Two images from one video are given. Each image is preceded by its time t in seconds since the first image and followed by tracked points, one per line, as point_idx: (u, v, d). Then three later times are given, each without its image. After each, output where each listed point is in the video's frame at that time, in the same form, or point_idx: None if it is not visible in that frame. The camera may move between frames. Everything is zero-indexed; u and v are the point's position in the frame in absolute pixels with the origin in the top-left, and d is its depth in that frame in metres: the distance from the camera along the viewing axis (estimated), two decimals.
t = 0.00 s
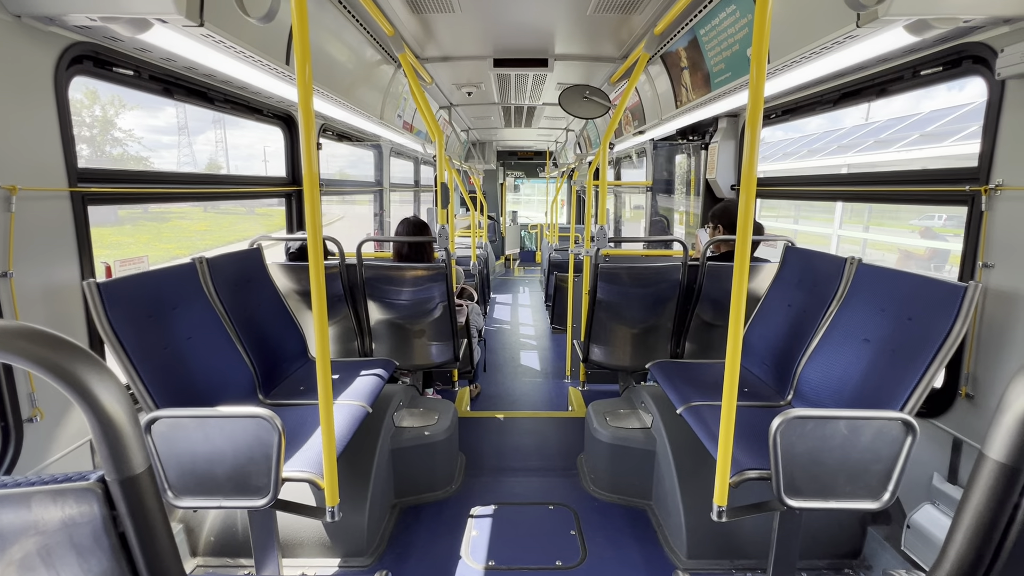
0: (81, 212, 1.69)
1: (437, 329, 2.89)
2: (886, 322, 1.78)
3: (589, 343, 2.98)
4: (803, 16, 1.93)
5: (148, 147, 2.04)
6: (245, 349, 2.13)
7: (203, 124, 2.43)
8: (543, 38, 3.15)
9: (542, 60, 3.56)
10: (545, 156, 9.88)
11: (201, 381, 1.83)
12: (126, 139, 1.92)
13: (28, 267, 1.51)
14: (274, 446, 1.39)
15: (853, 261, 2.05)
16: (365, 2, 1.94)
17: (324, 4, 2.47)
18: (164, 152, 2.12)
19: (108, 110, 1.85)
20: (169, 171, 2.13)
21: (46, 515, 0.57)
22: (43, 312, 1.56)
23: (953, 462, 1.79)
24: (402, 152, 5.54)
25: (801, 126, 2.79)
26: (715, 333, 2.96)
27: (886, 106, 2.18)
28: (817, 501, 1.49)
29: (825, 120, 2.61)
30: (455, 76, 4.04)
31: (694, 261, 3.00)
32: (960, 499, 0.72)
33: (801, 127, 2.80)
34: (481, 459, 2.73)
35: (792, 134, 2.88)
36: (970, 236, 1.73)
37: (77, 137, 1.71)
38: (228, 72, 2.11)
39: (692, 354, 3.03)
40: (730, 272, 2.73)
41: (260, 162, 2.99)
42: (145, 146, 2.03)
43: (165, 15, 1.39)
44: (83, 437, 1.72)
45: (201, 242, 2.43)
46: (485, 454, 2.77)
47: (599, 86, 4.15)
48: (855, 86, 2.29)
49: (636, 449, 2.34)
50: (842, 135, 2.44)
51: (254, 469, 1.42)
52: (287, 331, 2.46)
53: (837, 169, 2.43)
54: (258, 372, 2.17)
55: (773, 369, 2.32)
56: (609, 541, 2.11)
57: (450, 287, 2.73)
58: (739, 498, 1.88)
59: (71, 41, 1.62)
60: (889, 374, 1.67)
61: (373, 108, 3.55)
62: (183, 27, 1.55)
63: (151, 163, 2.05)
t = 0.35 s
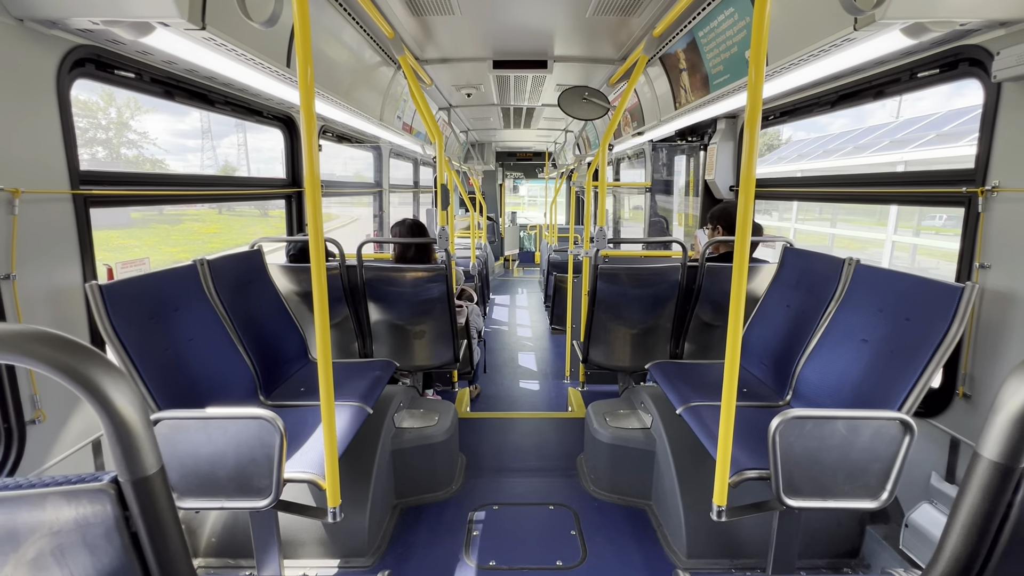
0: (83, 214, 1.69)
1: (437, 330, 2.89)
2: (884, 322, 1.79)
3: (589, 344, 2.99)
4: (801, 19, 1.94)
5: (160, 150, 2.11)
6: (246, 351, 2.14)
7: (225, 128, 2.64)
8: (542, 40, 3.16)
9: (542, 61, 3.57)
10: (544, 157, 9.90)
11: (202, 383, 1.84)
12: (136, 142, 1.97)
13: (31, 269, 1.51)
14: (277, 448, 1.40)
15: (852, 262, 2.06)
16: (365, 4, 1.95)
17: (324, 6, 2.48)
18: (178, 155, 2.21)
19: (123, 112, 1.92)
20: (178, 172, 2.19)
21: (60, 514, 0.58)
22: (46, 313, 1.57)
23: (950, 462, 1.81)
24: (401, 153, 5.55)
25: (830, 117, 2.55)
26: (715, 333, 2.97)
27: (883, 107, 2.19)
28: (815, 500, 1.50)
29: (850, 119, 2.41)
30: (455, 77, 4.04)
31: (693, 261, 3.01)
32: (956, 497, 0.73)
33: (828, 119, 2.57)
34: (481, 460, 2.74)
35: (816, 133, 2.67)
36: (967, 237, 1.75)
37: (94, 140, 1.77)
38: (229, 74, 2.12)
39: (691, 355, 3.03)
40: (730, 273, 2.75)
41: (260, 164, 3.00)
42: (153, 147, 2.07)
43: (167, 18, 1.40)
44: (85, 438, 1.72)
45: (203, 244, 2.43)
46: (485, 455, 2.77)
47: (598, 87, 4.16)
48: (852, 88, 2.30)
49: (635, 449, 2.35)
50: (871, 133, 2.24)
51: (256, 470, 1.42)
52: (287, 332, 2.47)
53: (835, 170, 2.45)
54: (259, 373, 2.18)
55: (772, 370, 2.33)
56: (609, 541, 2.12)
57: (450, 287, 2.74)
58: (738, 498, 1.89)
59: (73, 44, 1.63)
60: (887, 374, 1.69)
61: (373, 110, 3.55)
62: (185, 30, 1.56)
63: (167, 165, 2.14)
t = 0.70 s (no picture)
0: (77, 212, 1.68)
1: (434, 329, 2.89)
2: (880, 321, 1.80)
3: (586, 343, 2.99)
4: (797, 18, 1.95)
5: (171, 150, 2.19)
6: (242, 350, 2.13)
7: (224, 127, 2.65)
8: (539, 39, 3.16)
9: (539, 60, 3.57)
10: (541, 157, 9.91)
11: (197, 381, 1.83)
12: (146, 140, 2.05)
13: (24, 267, 1.50)
14: (273, 447, 1.39)
15: (848, 261, 2.06)
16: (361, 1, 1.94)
17: (320, 4, 2.47)
18: (187, 155, 2.30)
19: (135, 110, 2.00)
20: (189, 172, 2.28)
21: (49, 511, 0.57)
22: (40, 311, 1.55)
23: (946, 460, 1.81)
24: (398, 152, 5.54)
25: (856, 111, 2.33)
26: (712, 332, 2.96)
27: (879, 106, 2.20)
28: (812, 498, 1.50)
29: (876, 116, 2.22)
30: (452, 76, 4.04)
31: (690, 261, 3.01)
32: (954, 490, 0.73)
33: (855, 111, 2.34)
34: (478, 459, 2.74)
35: (839, 131, 2.46)
36: (962, 235, 1.76)
37: (106, 138, 1.84)
38: (225, 72, 2.11)
39: (688, 354, 3.04)
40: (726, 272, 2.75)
41: (256, 162, 2.98)
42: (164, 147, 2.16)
43: (162, 14, 1.39)
44: (80, 437, 1.71)
45: (198, 243, 2.42)
46: (482, 454, 2.77)
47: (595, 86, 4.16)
48: (849, 87, 2.31)
49: (632, 448, 2.35)
50: (890, 132, 2.12)
51: (251, 469, 1.42)
52: (283, 330, 2.46)
53: (832, 169, 2.45)
54: (255, 372, 2.16)
55: (769, 368, 2.33)
56: (606, 540, 2.11)
57: (447, 286, 2.73)
58: (735, 496, 1.89)
59: (68, 40, 1.62)
60: (883, 372, 1.69)
61: (370, 109, 3.55)
62: (180, 26, 1.55)
63: (178, 164, 2.23)
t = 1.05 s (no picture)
0: (70, 214, 1.67)
1: (431, 331, 2.88)
2: (876, 322, 1.80)
3: (583, 345, 2.98)
4: (791, 21, 1.95)
5: (180, 151, 2.28)
6: (236, 352, 2.11)
7: (219, 128, 2.64)
8: (535, 41, 3.16)
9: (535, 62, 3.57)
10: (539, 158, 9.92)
11: (191, 384, 1.82)
12: (156, 139, 2.14)
13: (16, 270, 1.49)
14: (267, 450, 1.38)
15: (844, 262, 2.06)
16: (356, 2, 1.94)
17: (316, 6, 2.47)
18: (203, 154, 2.45)
19: (144, 109, 2.07)
20: (196, 172, 2.36)
21: (32, 517, 0.56)
22: (31, 313, 1.54)
23: (942, 461, 1.81)
24: (395, 154, 5.53)
25: (876, 109, 2.18)
26: (708, 334, 2.96)
27: (874, 108, 2.21)
28: (808, 499, 1.49)
29: (899, 116, 2.07)
30: (449, 78, 4.04)
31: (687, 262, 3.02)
32: (947, 492, 0.73)
33: (877, 109, 2.18)
34: (475, 461, 2.73)
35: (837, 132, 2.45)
36: (957, 236, 1.76)
37: (114, 137, 1.90)
38: (220, 73, 2.11)
39: (685, 355, 3.04)
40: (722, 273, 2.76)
41: (252, 164, 2.97)
42: (172, 146, 2.25)
43: (155, 15, 1.38)
44: (72, 441, 1.69)
45: (193, 245, 2.41)
46: (479, 457, 2.76)
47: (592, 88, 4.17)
48: (843, 88, 2.32)
49: (629, 450, 2.35)
50: (886, 134, 2.12)
51: (245, 472, 1.41)
52: (279, 332, 2.45)
53: (828, 171, 2.46)
54: (250, 374, 2.15)
55: (766, 369, 2.33)
56: (603, 542, 2.11)
57: (443, 288, 2.72)
58: (732, 498, 1.89)
59: (61, 42, 1.61)
60: (879, 373, 1.69)
61: (366, 110, 3.55)
62: (174, 27, 1.54)
63: (185, 164, 2.31)
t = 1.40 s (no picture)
0: (71, 214, 1.67)
1: (432, 330, 2.88)
2: (878, 321, 1.80)
3: (584, 344, 2.98)
4: (793, 19, 1.95)
5: (190, 151, 2.37)
6: (238, 352, 2.11)
7: (220, 128, 2.64)
8: (536, 40, 3.16)
9: (536, 61, 3.57)
10: (540, 158, 9.93)
11: (193, 384, 1.82)
12: (165, 138, 2.20)
13: (17, 270, 1.49)
14: (269, 449, 1.38)
15: (846, 261, 2.05)
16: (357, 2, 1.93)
17: (317, 6, 2.47)
18: (221, 154, 2.62)
19: (152, 108, 2.11)
20: (199, 172, 2.38)
21: (36, 516, 0.56)
22: (33, 313, 1.54)
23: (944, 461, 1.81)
24: (396, 154, 5.53)
25: (898, 108, 2.07)
26: (710, 333, 2.96)
27: (876, 107, 2.20)
28: (811, 499, 1.49)
29: (923, 116, 1.96)
30: (450, 78, 4.04)
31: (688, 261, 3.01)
32: (954, 492, 0.72)
33: (899, 108, 2.06)
34: (476, 460, 2.73)
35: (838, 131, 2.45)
36: (960, 236, 1.75)
37: (120, 136, 1.92)
38: (222, 73, 2.11)
39: (687, 355, 3.03)
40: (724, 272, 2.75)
41: (253, 164, 2.97)
42: (180, 144, 2.30)
43: (156, 15, 1.38)
44: (74, 441, 1.69)
45: (195, 245, 2.41)
46: (481, 456, 2.76)
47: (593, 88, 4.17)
48: (846, 87, 2.31)
49: (631, 450, 2.34)
50: (888, 132, 2.12)
51: (247, 472, 1.41)
52: (280, 332, 2.45)
53: (830, 171, 2.45)
54: (252, 374, 2.15)
55: (768, 369, 2.33)
56: (605, 542, 2.10)
57: (444, 287, 2.72)
58: (734, 498, 1.89)
59: (62, 42, 1.61)
60: (882, 372, 1.69)
61: (367, 110, 3.55)
62: (175, 27, 1.54)
63: (195, 164, 2.38)
